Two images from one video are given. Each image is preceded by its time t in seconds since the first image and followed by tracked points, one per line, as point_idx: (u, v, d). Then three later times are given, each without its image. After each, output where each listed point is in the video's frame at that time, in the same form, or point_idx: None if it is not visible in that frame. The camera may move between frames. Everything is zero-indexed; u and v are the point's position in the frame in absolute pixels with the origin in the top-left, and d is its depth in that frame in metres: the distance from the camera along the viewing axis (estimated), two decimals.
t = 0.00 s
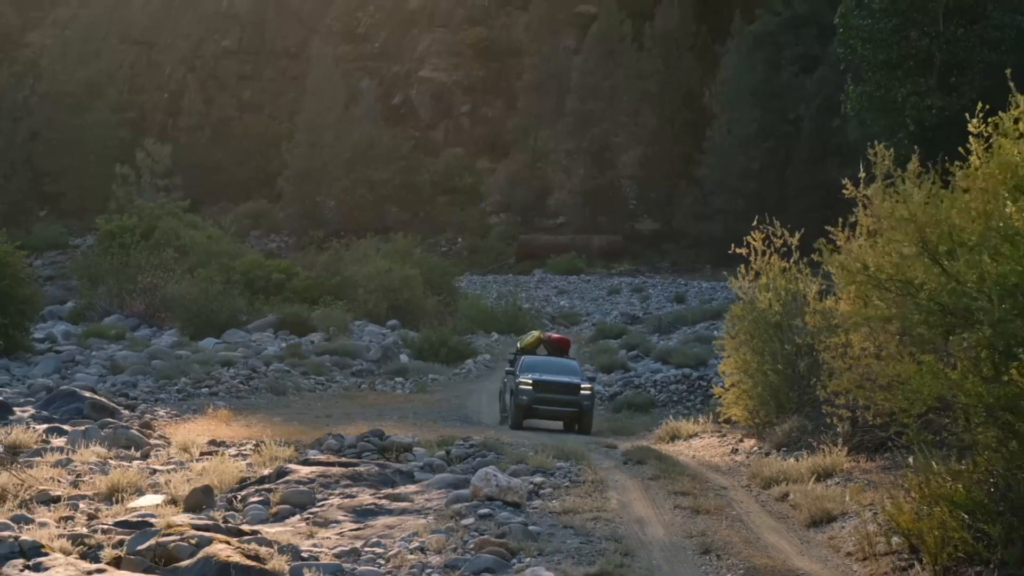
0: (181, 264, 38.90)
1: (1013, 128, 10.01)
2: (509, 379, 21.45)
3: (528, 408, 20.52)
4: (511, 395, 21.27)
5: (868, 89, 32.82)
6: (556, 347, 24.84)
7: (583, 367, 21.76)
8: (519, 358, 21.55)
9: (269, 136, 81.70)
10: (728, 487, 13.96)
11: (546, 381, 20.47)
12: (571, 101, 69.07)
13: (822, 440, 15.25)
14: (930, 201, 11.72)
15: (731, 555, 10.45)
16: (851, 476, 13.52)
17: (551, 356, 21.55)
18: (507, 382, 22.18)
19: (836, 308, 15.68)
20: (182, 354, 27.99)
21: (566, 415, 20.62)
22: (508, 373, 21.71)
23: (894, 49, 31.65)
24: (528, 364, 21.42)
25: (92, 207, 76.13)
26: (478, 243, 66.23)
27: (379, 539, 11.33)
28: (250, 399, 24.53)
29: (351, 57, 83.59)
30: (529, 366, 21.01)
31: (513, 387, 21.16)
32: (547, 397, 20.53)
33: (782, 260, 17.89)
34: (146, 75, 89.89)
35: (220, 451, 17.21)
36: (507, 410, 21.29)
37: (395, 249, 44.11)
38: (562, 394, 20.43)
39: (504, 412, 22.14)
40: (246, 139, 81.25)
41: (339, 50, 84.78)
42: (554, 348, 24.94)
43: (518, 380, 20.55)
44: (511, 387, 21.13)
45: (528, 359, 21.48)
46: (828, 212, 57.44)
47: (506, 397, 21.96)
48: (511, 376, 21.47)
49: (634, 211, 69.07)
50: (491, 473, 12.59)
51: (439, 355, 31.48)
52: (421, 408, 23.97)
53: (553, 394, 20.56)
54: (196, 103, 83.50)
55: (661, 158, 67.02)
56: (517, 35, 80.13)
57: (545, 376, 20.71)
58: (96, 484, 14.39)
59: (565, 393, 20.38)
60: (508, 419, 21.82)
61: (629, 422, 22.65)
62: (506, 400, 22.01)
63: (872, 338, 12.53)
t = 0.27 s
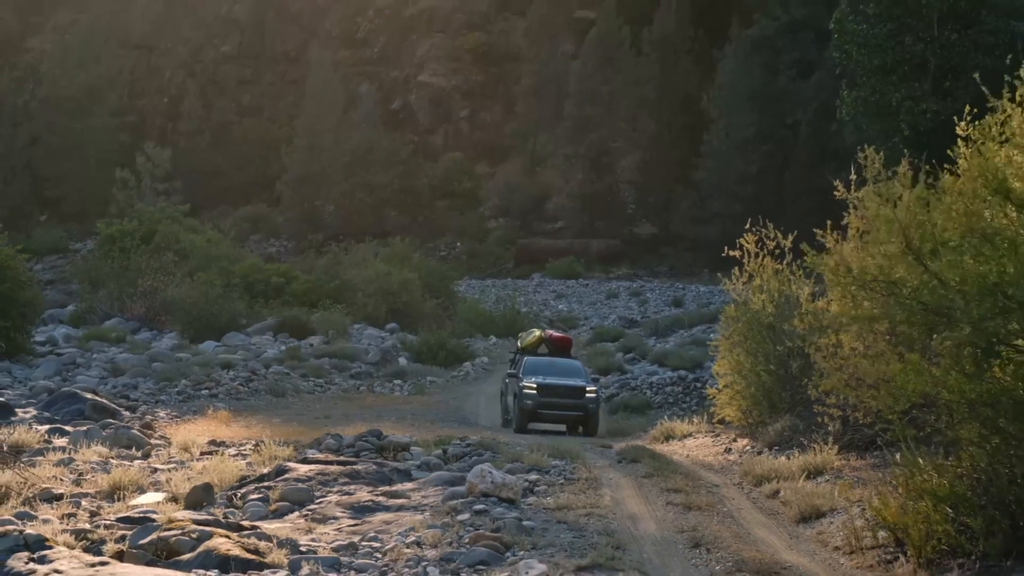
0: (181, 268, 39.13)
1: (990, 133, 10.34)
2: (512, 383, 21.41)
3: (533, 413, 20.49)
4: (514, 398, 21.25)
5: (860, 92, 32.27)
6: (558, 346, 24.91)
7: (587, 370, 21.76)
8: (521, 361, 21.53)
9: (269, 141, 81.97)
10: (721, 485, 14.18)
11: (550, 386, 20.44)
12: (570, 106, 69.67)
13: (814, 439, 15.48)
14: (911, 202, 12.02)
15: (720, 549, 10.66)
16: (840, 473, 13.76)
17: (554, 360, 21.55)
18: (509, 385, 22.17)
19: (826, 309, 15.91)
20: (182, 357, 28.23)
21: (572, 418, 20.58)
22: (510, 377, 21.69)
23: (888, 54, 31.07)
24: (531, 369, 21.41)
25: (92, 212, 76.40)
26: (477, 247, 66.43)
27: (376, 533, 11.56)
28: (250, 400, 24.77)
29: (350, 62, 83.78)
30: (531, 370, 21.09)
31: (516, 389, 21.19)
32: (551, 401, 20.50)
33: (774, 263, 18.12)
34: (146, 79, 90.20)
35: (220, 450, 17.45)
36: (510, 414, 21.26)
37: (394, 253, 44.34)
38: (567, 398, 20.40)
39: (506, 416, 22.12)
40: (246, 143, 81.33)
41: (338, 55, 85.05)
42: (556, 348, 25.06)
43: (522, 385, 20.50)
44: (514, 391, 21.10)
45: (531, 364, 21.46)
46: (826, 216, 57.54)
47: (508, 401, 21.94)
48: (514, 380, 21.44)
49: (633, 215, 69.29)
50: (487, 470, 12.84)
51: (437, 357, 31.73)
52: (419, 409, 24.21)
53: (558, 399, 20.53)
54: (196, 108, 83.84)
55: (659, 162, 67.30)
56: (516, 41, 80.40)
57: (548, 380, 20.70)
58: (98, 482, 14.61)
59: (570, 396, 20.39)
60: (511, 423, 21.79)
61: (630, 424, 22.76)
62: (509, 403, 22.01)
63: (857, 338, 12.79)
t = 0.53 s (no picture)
0: (181, 269, 39.40)
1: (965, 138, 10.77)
2: (517, 383, 21.18)
3: (539, 413, 20.26)
4: (518, 399, 20.98)
5: (854, 95, 31.64)
6: (561, 346, 25.11)
7: (592, 370, 21.57)
8: (527, 361, 21.26)
9: (267, 145, 82.18)
10: (711, 480, 14.45)
11: (556, 386, 20.20)
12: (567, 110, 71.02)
13: (802, 435, 15.77)
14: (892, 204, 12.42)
15: (706, 539, 10.94)
16: (828, 467, 14.04)
17: (559, 360, 21.36)
18: (512, 385, 22.02)
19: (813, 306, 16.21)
20: (181, 357, 28.52)
21: (577, 419, 20.37)
22: (514, 377, 21.48)
23: (882, 57, 30.67)
24: (536, 369, 21.19)
25: (92, 215, 76.64)
26: (475, 251, 66.58)
27: (372, 525, 11.82)
28: (249, 400, 25.04)
29: (349, 66, 83.96)
30: (536, 370, 20.88)
31: (521, 389, 20.96)
32: (557, 401, 20.24)
33: (765, 263, 18.40)
34: (145, 84, 90.58)
35: (219, 448, 17.71)
36: (514, 414, 21.04)
37: (392, 255, 44.58)
38: (573, 398, 20.15)
39: (509, 417, 21.93)
40: (245, 147, 81.77)
41: (337, 59, 85.21)
42: (560, 348, 25.01)
43: (528, 385, 20.26)
44: (519, 391, 20.89)
45: (535, 364, 21.26)
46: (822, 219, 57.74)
47: (511, 402, 21.74)
48: (518, 380, 21.18)
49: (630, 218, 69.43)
50: (481, 464, 13.14)
51: (434, 359, 31.99)
52: (416, 409, 24.45)
53: (564, 399, 20.29)
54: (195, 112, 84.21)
55: (657, 166, 67.47)
56: (514, 45, 80.64)
57: (554, 380, 20.48)
58: (99, 478, 14.85)
59: (576, 397, 20.17)
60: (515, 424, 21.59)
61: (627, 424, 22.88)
62: (512, 403, 21.83)
63: (841, 335, 13.10)
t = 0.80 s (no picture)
0: (181, 271, 39.64)
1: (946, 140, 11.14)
2: (524, 383, 20.77)
3: (546, 414, 19.86)
4: (525, 398, 20.72)
5: (849, 98, 30.91)
6: (568, 345, 23.91)
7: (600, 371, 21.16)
8: (534, 361, 20.95)
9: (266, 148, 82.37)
10: (702, 475, 14.72)
11: (564, 386, 19.78)
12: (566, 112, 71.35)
13: (792, 431, 16.07)
14: (875, 205, 12.80)
15: (693, 530, 11.21)
16: (817, 462, 14.30)
17: (567, 359, 20.97)
18: (516, 385, 21.66)
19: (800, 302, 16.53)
20: (181, 357, 28.79)
21: (586, 420, 19.96)
22: (521, 377, 21.08)
23: (875, 60, 29.65)
24: (543, 368, 20.79)
25: (91, 218, 76.79)
26: (473, 253, 66.67)
27: (368, 517, 12.07)
28: (248, 399, 25.30)
29: (348, 69, 84.16)
30: (543, 369, 20.55)
31: (527, 388, 20.65)
32: (565, 401, 19.85)
33: (756, 262, 18.71)
34: (145, 86, 91.22)
35: (219, 445, 17.95)
36: (520, 414, 20.73)
37: (390, 257, 44.82)
38: (581, 398, 19.73)
39: (514, 417, 21.53)
40: (245, 150, 81.67)
41: (335, 62, 85.34)
42: (566, 348, 23.99)
43: (535, 385, 19.85)
44: (525, 391, 20.52)
45: (543, 363, 20.87)
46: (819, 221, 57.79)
47: (516, 402, 21.36)
48: (525, 379, 20.86)
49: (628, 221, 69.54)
50: (475, 458, 13.44)
51: (432, 359, 32.23)
52: (414, 408, 24.71)
53: (571, 399, 19.86)
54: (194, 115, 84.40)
55: (655, 168, 67.58)
56: (513, 48, 80.87)
57: (562, 380, 20.08)
58: (101, 473, 15.08)
59: (584, 396, 19.75)
60: (521, 426, 21.18)
61: (623, 423, 22.90)
62: (517, 404, 21.48)
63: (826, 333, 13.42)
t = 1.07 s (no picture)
0: (181, 274, 39.95)
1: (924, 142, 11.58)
2: (531, 385, 20.33)
3: (556, 417, 19.42)
4: (532, 399, 20.26)
5: (842, 102, 30.90)
6: (575, 344, 23.20)
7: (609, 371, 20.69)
8: (542, 361, 20.43)
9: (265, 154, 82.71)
10: (692, 469, 15.07)
11: (574, 388, 19.32)
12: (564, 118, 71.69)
13: (782, 428, 16.45)
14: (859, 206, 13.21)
15: (682, 520, 11.52)
16: (804, 456, 14.64)
17: (575, 360, 20.53)
18: (523, 385, 21.22)
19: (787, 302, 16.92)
20: (181, 360, 29.15)
21: (597, 422, 19.44)
22: (528, 378, 20.61)
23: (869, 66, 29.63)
24: (551, 369, 20.34)
25: (92, 224, 77.09)
26: (472, 258, 66.96)
27: (366, 509, 12.39)
28: (248, 400, 25.64)
29: (347, 75, 84.43)
30: (552, 371, 20.03)
31: (535, 390, 20.16)
32: (575, 403, 19.36)
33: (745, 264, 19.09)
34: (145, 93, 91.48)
35: (219, 442, 18.27)
36: (528, 414, 20.29)
37: (389, 261, 45.13)
38: (592, 400, 19.29)
39: (521, 418, 21.10)
40: (245, 156, 82.09)
41: (335, 68, 85.55)
42: (573, 347, 23.12)
43: (544, 387, 19.36)
44: (534, 392, 20.05)
45: (551, 363, 20.43)
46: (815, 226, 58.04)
47: (523, 404, 20.91)
48: (533, 381, 20.38)
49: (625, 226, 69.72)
50: (470, 452, 13.77)
51: (431, 361, 32.56)
52: (412, 408, 25.09)
53: (581, 401, 19.41)
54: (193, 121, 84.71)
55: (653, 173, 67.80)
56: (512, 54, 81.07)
57: (572, 381, 19.62)
58: (104, 469, 15.35)
59: (594, 398, 19.27)
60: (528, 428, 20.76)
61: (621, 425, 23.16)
62: (524, 404, 21.02)
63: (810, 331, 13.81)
